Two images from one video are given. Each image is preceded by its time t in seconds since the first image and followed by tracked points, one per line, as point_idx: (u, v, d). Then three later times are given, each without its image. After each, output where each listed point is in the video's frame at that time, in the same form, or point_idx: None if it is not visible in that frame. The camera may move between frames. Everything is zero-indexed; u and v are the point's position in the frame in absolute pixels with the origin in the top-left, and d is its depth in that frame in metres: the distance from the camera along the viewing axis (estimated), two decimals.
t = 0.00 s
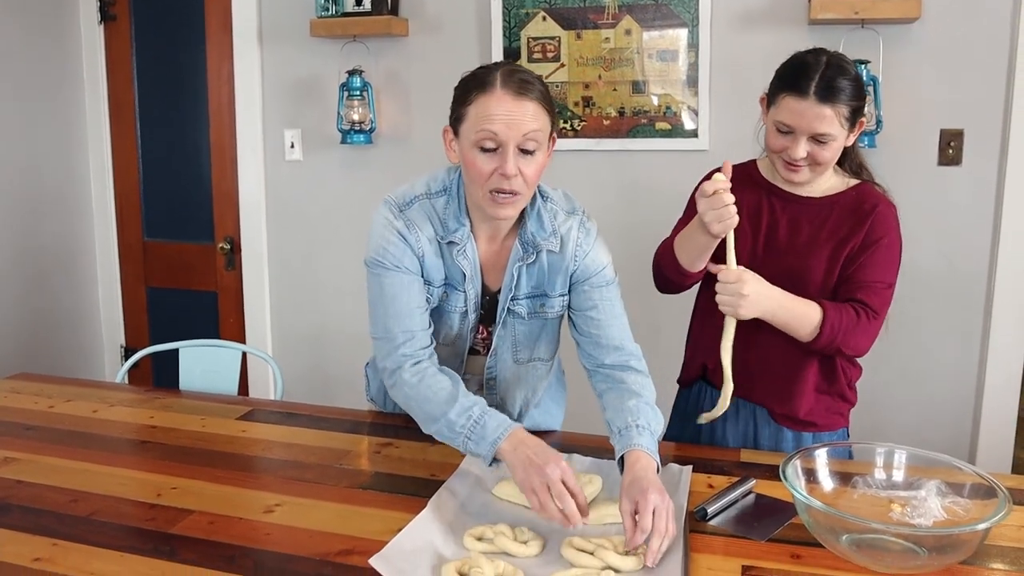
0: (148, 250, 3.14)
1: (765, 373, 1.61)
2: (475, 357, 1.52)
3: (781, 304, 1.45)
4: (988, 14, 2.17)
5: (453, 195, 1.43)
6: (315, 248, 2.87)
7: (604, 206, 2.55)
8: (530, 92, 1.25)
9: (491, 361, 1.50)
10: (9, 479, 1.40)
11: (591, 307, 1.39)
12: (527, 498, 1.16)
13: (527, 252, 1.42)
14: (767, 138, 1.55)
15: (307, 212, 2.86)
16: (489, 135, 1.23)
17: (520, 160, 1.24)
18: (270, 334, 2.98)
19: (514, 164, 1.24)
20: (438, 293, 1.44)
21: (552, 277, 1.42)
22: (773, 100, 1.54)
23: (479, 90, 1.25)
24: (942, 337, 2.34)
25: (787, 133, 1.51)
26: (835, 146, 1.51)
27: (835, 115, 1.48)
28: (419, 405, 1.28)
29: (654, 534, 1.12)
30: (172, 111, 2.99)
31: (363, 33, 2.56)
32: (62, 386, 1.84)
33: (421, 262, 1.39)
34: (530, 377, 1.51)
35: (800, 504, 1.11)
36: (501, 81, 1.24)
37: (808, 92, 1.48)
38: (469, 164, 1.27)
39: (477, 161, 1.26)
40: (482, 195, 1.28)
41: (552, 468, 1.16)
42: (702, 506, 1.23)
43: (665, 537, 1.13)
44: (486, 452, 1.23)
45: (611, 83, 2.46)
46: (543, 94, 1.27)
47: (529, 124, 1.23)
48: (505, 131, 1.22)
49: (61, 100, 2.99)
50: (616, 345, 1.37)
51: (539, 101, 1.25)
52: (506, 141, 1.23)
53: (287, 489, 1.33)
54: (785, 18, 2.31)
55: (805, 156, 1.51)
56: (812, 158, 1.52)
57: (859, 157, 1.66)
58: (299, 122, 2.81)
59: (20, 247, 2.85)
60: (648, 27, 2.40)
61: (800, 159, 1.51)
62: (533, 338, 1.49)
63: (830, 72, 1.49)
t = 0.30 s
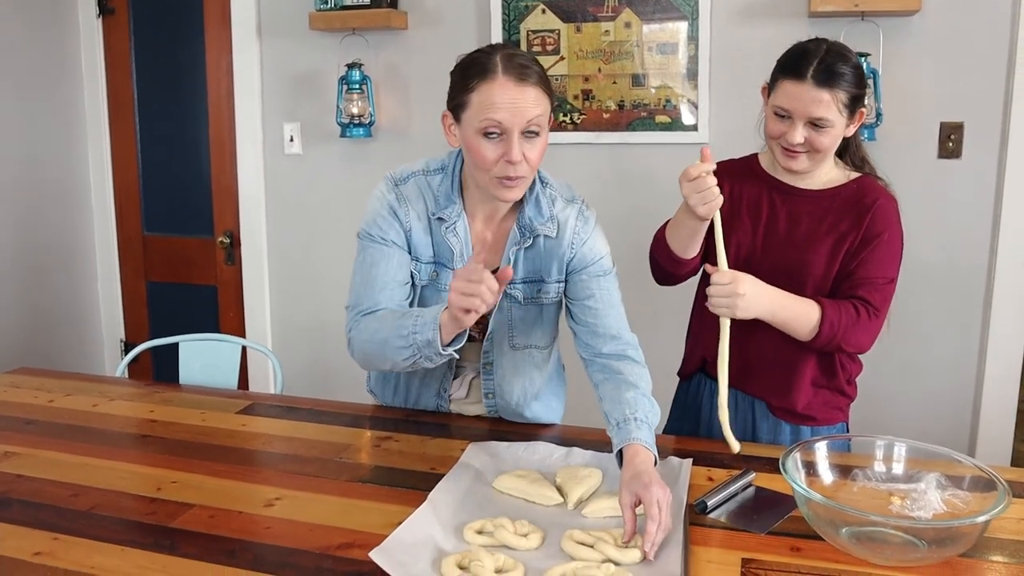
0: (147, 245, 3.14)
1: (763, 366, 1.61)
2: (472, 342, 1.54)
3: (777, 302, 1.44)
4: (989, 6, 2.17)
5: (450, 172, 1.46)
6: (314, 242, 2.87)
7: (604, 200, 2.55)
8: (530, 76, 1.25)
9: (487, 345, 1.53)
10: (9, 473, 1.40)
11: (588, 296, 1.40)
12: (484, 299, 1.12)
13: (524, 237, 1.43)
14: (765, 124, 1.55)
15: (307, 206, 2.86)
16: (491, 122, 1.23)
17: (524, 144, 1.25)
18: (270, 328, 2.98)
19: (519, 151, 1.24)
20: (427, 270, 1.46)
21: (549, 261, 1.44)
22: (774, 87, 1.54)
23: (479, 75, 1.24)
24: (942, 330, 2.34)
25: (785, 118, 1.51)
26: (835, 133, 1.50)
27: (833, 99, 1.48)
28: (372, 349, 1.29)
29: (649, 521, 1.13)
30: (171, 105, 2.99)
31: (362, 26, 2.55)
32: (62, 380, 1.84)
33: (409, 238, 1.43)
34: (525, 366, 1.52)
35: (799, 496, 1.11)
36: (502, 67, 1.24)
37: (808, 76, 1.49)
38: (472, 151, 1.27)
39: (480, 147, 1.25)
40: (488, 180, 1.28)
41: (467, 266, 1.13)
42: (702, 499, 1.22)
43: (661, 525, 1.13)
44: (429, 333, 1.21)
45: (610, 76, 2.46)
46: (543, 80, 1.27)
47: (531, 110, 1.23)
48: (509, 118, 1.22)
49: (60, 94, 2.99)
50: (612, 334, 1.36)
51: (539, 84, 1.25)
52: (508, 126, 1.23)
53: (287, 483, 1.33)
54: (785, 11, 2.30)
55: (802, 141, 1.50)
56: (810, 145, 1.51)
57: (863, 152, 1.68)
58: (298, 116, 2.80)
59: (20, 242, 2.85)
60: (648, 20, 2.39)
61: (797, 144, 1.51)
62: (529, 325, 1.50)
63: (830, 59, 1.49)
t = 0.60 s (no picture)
0: (147, 245, 3.14)
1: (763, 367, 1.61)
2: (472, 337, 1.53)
3: (781, 307, 1.45)
4: (987, 6, 2.17)
5: (448, 169, 1.47)
6: (314, 241, 2.87)
7: (603, 199, 2.55)
8: (528, 78, 1.24)
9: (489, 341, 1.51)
10: (10, 473, 1.40)
11: (588, 288, 1.40)
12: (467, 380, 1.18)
13: (524, 232, 1.43)
14: (762, 120, 1.56)
15: (307, 205, 2.86)
16: (490, 125, 1.24)
17: (523, 146, 1.25)
18: (271, 328, 2.98)
19: (519, 153, 1.25)
20: (428, 266, 1.46)
21: (549, 255, 1.44)
22: (771, 82, 1.56)
23: (478, 78, 1.24)
24: (941, 328, 2.34)
25: (782, 113, 1.52)
26: (831, 127, 1.51)
27: (828, 93, 1.49)
28: (371, 356, 1.33)
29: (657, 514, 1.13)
30: (170, 105, 2.99)
31: (362, 26, 2.55)
32: (62, 380, 1.84)
33: (408, 235, 1.43)
34: (528, 359, 1.52)
35: (800, 494, 1.12)
36: (501, 70, 1.23)
37: (802, 70, 1.50)
38: (473, 152, 1.27)
39: (480, 149, 1.26)
40: (488, 180, 1.29)
41: (466, 345, 1.19)
42: (702, 498, 1.23)
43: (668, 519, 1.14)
44: (420, 367, 1.25)
45: (610, 76, 2.46)
46: (542, 79, 1.27)
47: (530, 113, 1.24)
48: (509, 123, 1.23)
49: (59, 93, 2.98)
50: (613, 326, 1.37)
51: (537, 85, 1.25)
52: (508, 129, 1.23)
53: (288, 482, 1.33)
54: (785, 11, 2.30)
55: (799, 135, 1.51)
56: (806, 140, 1.52)
57: (863, 151, 1.68)
58: (298, 115, 2.80)
59: (19, 241, 2.85)
60: (648, 19, 2.40)
61: (794, 139, 1.51)
62: (530, 319, 1.49)
63: (826, 53, 1.51)
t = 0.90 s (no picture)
0: (146, 243, 3.14)
1: (761, 369, 1.62)
2: (479, 341, 1.54)
3: (772, 297, 1.47)
4: (985, 5, 2.18)
5: (455, 174, 1.46)
6: (313, 240, 2.87)
7: (602, 198, 2.56)
8: (537, 89, 1.24)
9: (494, 344, 1.51)
10: (12, 472, 1.41)
11: (594, 290, 1.41)
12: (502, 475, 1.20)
13: (530, 235, 1.43)
14: (755, 118, 1.57)
15: (306, 204, 2.86)
16: (495, 135, 1.24)
17: (527, 157, 1.26)
18: (270, 327, 2.98)
19: (521, 163, 1.25)
20: (438, 272, 1.45)
21: (555, 257, 1.44)
22: (762, 79, 1.57)
23: (487, 87, 1.24)
24: (939, 327, 2.35)
25: (773, 108, 1.53)
26: (823, 121, 1.51)
27: (818, 86, 1.50)
28: (400, 383, 1.32)
29: (663, 522, 1.15)
30: (169, 104, 2.98)
31: (362, 25, 2.55)
32: (61, 379, 1.84)
33: (419, 241, 1.42)
34: (533, 362, 1.51)
35: (799, 492, 1.12)
36: (510, 79, 1.23)
37: (791, 64, 1.52)
38: (476, 160, 1.28)
39: (483, 158, 1.27)
40: (489, 188, 1.30)
41: (522, 447, 1.19)
42: (702, 496, 1.24)
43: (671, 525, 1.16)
44: (459, 430, 1.25)
45: (610, 75, 2.46)
46: (551, 90, 1.26)
47: (537, 125, 1.24)
48: (514, 134, 1.23)
49: (57, 90, 2.98)
50: (619, 327, 1.38)
51: (546, 98, 1.25)
52: (512, 140, 1.24)
53: (289, 481, 1.34)
54: (783, 10, 2.31)
55: (791, 129, 1.51)
56: (799, 134, 1.52)
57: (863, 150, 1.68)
58: (297, 114, 2.80)
59: (17, 240, 2.84)
60: (647, 18, 2.40)
61: (785, 134, 1.52)
62: (536, 322, 1.49)
63: (815, 47, 1.52)
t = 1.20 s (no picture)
0: (149, 243, 3.14)
1: (758, 367, 1.62)
2: (488, 344, 1.54)
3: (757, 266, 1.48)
4: (987, 4, 2.18)
5: (463, 183, 1.44)
6: (316, 239, 2.88)
7: (604, 197, 2.56)
8: (543, 95, 1.23)
9: (502, 349, 1.51)
10: (15, 470, 1.41)
11: (601, 290, 1.41)
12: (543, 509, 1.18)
13: (539, 239, 1.43)
14: (750, 115, 1.58)
15: (308, 203, 2.86)
16: (502, 143, 1.24)
17: (534, 164, 1.25)
18: (272, 327, 2.98)
19: (528, 171, 1.25)
20: (452, 280, 1.44)
21: (563, 261, 1.43)
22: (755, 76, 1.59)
23: (493, 95, 1.23)
24: (941, 326, 2.35)
25: (765, 105, 1.55)
26: (816, 115, 1.52)
27: (809, 80, 1.50)
28: (439, 400, 1.29)
29: (658, 526, 1.14)
30: (172, 103, 2.99)
31: (364, 24, 2.55)
32: (65, 378, 1.85)
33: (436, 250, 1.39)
34: (540, 364, 1.53)
35: (801, 492, 1.12)
36: (516, 86, 1.22)
37: (783, 60, 1.53)
38: (484, 168, 1.28)
39: (491, 166, 1.27)
40: (499, 195, 1.30)
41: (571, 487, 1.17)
42: (704, 493, 1.24)
43: (669, 529, 1.15)
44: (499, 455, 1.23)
45: (612, 74, 2.46)
46: (557, 95, 1.26)
47: (544, 133, 1.23)
48: (521, 142, 1.22)
49: (59, 90, 2.98)
50: (625, 329, 1.38)
51: (553, 104, 1.24)
52: (519, 148, 1.23)
53: (291, 479, 1.34)
54: (785, 9, 2.31)
55: (783, 125, 1.53)
56: (792, 129, 1.53)
57: (860, 146, 1.66)
58: (299, 114, 2.81)
59: (19, 239, 2.85)
60: (649, 18, 2.40)
61: (778, 129, 1.53)
62: (544, 325, 1.50)
63: (807, 43, 1.53)
